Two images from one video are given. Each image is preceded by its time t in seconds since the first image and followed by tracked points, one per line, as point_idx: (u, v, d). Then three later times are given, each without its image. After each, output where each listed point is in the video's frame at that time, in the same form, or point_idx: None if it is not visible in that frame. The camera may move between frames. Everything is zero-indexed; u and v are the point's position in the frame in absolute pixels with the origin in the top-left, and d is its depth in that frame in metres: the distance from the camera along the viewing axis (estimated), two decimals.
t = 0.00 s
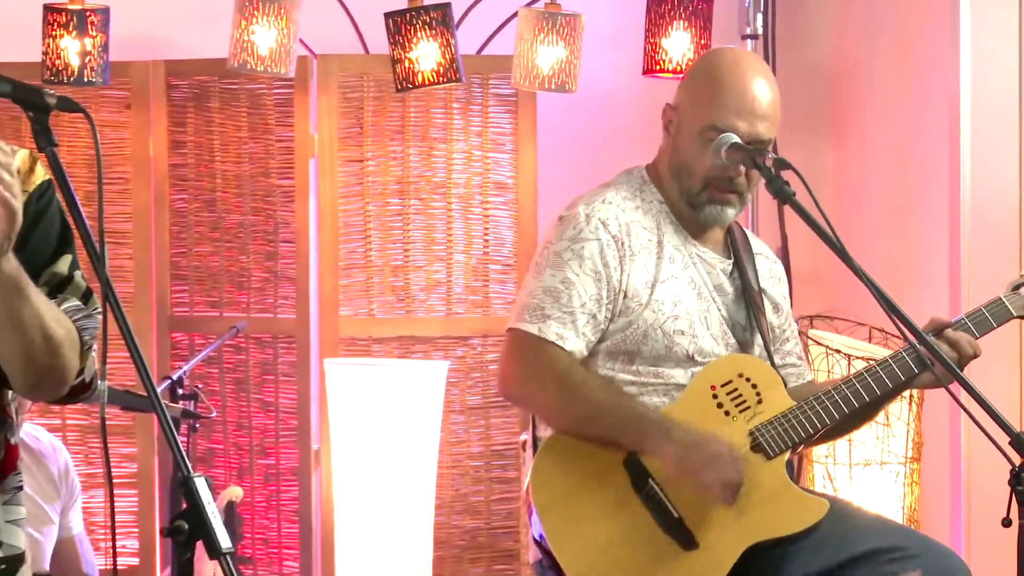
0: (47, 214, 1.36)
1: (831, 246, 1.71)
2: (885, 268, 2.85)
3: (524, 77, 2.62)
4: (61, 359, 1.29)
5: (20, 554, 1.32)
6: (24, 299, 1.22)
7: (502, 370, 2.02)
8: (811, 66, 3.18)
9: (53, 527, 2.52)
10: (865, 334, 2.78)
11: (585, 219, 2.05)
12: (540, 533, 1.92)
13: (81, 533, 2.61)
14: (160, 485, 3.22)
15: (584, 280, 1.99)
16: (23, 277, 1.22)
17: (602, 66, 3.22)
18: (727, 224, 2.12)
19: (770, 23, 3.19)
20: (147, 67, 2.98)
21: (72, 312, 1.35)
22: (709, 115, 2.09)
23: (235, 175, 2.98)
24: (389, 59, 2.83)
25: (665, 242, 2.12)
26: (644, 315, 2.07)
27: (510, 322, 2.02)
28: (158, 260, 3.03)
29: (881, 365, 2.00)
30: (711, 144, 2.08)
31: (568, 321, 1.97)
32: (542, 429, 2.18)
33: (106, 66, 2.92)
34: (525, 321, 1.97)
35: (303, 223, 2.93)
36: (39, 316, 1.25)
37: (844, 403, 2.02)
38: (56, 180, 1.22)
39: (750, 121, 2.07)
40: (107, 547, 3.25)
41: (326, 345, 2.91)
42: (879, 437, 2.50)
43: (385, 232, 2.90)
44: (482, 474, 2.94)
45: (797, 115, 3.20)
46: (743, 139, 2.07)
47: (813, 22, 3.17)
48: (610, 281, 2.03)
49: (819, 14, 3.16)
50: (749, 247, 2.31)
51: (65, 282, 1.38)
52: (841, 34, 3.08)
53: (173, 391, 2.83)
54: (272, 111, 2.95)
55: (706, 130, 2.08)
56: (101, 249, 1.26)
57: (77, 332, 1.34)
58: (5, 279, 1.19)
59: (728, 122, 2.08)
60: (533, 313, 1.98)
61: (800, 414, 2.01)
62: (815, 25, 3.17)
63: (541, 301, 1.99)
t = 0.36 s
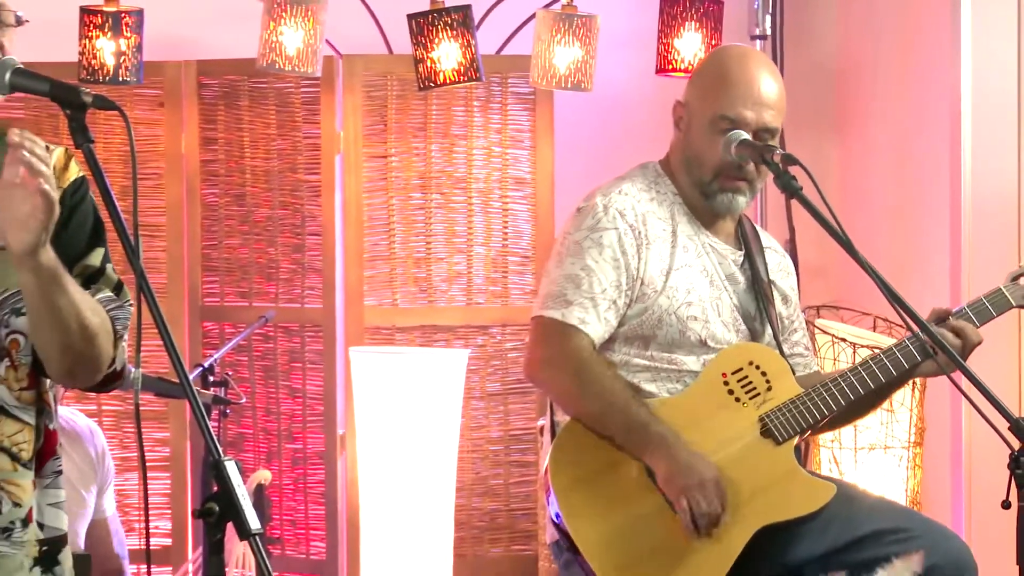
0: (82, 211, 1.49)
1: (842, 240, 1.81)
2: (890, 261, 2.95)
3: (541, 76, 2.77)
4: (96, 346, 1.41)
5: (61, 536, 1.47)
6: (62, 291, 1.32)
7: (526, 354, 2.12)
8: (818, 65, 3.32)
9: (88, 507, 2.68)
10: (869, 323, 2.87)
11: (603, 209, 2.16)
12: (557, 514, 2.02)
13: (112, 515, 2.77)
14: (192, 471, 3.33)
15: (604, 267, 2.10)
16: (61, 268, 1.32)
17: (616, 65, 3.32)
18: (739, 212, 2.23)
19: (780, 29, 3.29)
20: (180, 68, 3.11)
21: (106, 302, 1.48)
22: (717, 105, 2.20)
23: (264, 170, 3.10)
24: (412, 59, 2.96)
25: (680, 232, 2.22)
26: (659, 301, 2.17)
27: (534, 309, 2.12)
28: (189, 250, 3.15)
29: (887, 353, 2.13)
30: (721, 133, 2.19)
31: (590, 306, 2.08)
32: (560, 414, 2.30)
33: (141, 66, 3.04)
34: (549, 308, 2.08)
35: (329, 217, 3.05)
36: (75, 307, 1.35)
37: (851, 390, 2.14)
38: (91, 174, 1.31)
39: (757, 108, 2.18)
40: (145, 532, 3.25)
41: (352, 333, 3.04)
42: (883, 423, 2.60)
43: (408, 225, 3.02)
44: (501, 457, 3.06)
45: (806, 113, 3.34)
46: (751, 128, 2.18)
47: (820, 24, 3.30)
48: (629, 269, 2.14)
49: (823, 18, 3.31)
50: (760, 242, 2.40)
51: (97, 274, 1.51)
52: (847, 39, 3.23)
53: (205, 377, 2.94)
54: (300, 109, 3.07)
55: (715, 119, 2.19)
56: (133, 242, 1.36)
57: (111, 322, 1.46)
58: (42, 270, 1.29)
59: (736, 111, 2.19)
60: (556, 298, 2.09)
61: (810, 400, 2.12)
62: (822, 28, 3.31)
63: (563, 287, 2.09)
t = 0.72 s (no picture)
0: (114, 206, 1.48)
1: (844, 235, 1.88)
2: (893, 257, 3.04)
3: (558, 77, 2.91)
4: (129, 337, 1.40)
5: (101, 520, 1.44)
6: (98, 281, 1.32)
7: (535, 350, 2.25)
8: (823, 64, 3.44)
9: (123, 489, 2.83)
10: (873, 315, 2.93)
11: (612, 210, 2.27)
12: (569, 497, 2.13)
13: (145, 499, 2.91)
14: (221, 456, 3.41)
15: (611, 268, 2.21)
16: (98, 258, 1.31)
17: (630, 65, 3.42)
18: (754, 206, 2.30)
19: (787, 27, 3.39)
20: (210, 69, 3.24)
21: (139, 295, 1.47)
22: (731, 102, 2.30)
23: (290, 167, 3.21)
24: (433, 61, 3.08)
25: (687, 231, 2.33)
26: (668, 298, 2.28)
27: (542, 306, 2.25)
28: (218, 243, 3.27)
29: (889, 347, 2.20)
30: (735, 129, 2.29)
31: (596, 306, 2.19)
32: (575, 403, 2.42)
33: (172, 67, 3.15)
34: (555, 306, 2.20)
35: (353, 213, 3.16)
36: (110, 297, 1.34)
37: (854, 381, 2.22)
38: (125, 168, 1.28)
39: (769, 105, 2.27)
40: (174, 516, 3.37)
41: (375, 324, 3.16)
42: (887, 410, 2.72)
43: (430, 220, 3.15)
44: (519, 443, 3.18)
45: (812, 116, 3.47)
46: (764, 122, 2.27)
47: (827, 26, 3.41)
48: (636, 269, 2.24)
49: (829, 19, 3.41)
50: (769, 233, 2.50)
51: (131, 268, 1.50)
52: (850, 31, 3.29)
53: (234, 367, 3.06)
54: (326, 108, 3.18)
55: (729, 116, 2.29)
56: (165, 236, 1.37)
57: (145, 314, 1.45)
58: (80, 260, 1.28)
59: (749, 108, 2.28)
60: (563, 298, 2.21)
61: (813, 391, 2.20)
62: (826, 31, 3.42)
63: (572, 288, 2.21)
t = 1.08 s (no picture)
0: (148, 214, 1.57)
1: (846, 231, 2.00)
2: (895, 255, 3.16)
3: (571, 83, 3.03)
4: (156, 335, 1.48)
5: (120, 513, 1.54)
6: (128, 277, 1.40)
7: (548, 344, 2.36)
8: (825, 68, 3.53)
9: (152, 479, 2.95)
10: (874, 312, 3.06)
11: (621, 209, 2.38)
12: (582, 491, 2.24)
13: (175, 490, 3.05)
14: (247, 447, 3.53)
15: (620, 263, 2.32)
16: (129, 256, 1.40)
17: (641, 69, 3.53)
18: (741, 201, 2.43)
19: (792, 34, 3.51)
20: (237, 75, 3.36)
21: (167, 298, 1.57)
22: (726, 99, 2.42)
23: (313, 169, 3.34)
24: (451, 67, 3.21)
25: (693, 229, 2.44)
26: (674, 293, 2.38)
27: (554, 301, 2.36)
28: (244, 242, 3.40)
29: (889, 339, 2.32)
30: (728, 124, 2.41)
31: (605, 300, 2.30)
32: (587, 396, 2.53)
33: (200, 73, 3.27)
34: (566, 301, 2.32)
35: (374, 212, 3.28)
36: (140, 295, 1.43)
37: (854, 372, 2.34)
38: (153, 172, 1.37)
39: (761, 103, 2.39)
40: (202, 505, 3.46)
41: (395, 320, 3.28)
42: (887, 404, 2.85)
43: (448, 220, 3.27)
44: (533, 435, 3.29)
45: (813, 120, 3.58)
46: (754, 119, 2.38)
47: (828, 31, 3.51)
48: (643, 264, 2.36)
49: (831, 23, 3.50)
50: (774, 232, 2.61)
51: (161, 271, 1.60)
52: (854, 37, 3.39)
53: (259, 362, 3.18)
54: (348, 112, 3.31)
55: (723, 111, 2.42)
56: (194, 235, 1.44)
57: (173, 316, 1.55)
58: (112, 255, 1.37)
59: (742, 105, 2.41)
60: (574, 294, 2.32)
61: (816, 382, 2.32)
62: (828, 32, 3.51)
63: (582, 284, 2.32)
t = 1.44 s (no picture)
0: (182, 224, 1.62)
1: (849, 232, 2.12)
2: (896, 255, 3.30)
3: (583, 88, 3.15)
4: (178, 343, 1.54)
5: (143, 512, 1.58)
6: (153, 289, 1.44)
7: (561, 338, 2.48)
8: (830, 74, 3.61)
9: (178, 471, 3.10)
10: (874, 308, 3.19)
11: (629, 207, 2.51)
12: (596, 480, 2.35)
13: (199, 480, 3.18)
14: (270, 440, 3.67)
15: (630, 259, 2.44)
16: (154, 268, 1.44)
17: (649, 74, 3.64)
18: (738, 202, 2.55)
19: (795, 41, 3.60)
20: (260, 81, 3.49)
21: (191, 309, 1.62)
22: (726, 102, 2.54)
23: (334, 172, 3.46)
24: (466, 74, 3.34)
25: (698, 227, 2.56)
26: (682, 289, 2.50)
27: (568, 296, 2.48)
28: (267, 242, 3.53)
29: (890, 336, 2.43)
30: (727, 127, 2.53)
31: (617, 294, 2.41)
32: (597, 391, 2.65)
33: (224, 78, 3.41)
34: (580, 294, 2.43)
35: (392, 213, 3.40)
36: (164, 305, 1.48)
37: (857, 366, 2.44)
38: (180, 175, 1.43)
39: (760, 108, 2.51)
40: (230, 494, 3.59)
41: (413, 318, 3.40)
42: (888, 399, 2.98)
43: (463, 221, 3.39)
44: (546, 428, 3.41)
45: (815, 122, 3.64)
46: (752, 123, 2.50)
47: (830, 36, 3.60)
48: (652, 260, 2.47)
49: (837, 30, 3.58)
50: (774, 236, 2.72)
51: (187, 282, 1.64)
52: (856, 48, 3.52)
53: (281, 357, 3.31)
54: (367, 117, 3.43)
55: (722, 114, 2.53)
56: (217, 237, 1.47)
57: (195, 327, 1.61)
58: (138, 266, 1.41)
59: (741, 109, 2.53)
60: (587, 288, 2.44)
61: (819, 377, 2.43)
62: (831, 39, 3.60)
63: (594, 277, 2.44)
